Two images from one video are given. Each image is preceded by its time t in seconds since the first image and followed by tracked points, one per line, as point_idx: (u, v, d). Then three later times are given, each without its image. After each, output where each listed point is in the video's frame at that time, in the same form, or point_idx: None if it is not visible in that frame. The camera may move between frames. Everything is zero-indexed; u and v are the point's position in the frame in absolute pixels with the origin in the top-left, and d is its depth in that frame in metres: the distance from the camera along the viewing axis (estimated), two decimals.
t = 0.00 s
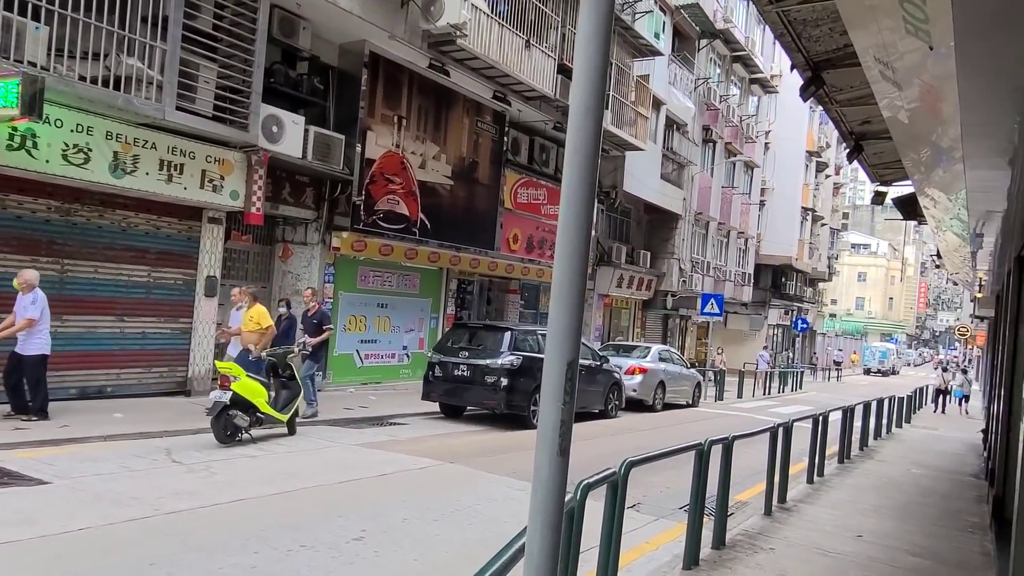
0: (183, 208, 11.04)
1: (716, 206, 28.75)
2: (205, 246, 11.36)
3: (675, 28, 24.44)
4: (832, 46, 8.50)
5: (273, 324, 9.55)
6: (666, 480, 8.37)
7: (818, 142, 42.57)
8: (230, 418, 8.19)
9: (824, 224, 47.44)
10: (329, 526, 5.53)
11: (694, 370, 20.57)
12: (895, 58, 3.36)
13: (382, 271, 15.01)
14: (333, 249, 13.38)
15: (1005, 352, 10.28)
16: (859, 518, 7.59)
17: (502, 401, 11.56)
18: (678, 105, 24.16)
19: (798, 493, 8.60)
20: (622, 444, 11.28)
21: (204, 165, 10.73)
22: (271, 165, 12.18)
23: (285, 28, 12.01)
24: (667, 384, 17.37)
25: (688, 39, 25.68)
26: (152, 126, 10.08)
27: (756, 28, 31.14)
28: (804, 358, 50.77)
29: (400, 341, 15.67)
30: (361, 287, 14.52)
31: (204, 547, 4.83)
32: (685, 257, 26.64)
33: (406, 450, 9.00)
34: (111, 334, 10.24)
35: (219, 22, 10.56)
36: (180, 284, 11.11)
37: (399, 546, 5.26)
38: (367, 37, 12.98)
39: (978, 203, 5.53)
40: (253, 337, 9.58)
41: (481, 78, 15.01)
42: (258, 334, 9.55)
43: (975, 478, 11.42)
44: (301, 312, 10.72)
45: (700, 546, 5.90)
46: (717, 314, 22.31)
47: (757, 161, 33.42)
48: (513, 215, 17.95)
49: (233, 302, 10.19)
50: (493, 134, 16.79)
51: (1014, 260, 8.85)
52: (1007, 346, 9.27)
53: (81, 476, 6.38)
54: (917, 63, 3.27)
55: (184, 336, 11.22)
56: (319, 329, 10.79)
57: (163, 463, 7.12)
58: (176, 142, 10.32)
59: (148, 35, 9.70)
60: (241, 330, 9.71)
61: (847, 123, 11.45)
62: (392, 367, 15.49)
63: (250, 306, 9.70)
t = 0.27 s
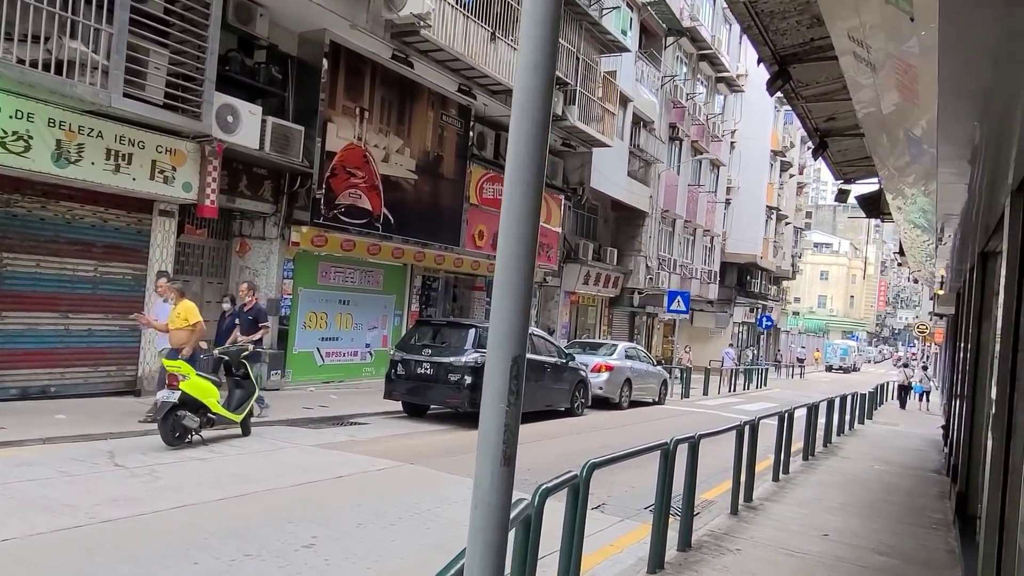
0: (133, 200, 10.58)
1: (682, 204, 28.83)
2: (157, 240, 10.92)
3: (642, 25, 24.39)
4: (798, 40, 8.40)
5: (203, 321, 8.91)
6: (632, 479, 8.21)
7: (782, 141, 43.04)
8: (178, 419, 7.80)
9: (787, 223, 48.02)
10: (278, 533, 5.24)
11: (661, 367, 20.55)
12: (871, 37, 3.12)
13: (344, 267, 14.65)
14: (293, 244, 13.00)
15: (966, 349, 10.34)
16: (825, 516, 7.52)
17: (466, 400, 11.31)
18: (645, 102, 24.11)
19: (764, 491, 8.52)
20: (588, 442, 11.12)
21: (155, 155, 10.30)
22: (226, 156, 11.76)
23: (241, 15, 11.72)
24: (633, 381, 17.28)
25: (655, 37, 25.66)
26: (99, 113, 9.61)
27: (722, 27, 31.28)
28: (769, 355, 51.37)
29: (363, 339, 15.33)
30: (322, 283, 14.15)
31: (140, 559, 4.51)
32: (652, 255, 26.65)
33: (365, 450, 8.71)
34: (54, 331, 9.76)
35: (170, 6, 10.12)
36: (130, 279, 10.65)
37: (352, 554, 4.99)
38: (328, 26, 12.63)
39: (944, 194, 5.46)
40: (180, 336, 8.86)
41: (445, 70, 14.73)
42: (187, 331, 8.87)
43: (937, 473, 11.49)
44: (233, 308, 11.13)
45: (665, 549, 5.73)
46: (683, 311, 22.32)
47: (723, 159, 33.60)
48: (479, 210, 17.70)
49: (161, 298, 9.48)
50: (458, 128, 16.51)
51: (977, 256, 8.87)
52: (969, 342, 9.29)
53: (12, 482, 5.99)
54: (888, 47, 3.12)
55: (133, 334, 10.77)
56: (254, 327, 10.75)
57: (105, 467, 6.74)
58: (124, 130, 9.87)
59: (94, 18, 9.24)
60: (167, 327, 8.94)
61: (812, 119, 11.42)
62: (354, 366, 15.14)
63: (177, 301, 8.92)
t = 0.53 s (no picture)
0: (93, 194, 10.21)
1: (662, 203, 28.78)
2: (119, 235, 10.55)
3: (621, 22, 24.24)
4: (777, 34, 8.25)
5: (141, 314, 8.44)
6: (608, 482, 8.01)
7: (761, 142, 43.22)
8: (135, 421, 7.51)
9: (766, 223, 48.25)
10: (232, 543, 4.96)
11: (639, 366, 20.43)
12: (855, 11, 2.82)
13: (317, 264, 14.32)
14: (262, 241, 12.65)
15: (944, 348, 10.29)
16: (803, 519, 7.38)
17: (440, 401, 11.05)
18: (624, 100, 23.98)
19: (742, 493, 8.36)
20: (564, 443, 10.91)
21: (116, 147, 9.93)
22: (192, 149, 11.40)
23: (208, 4, 11.43)
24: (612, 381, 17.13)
25: (634, 35, 25.54)
26: (56, 103, 9.22)
27: (701, 26, 31.26)
28: (747, 354, 51.62)
29: (336, 338, 15.01)
30: (293, 281, 13.81)
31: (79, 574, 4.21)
32: (631, 254, 26.55)
33: (334, 453, 8.43)
34: (9, 330, 9.37)
35: None
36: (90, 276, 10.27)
37: (311, 565, 4.73)
38: (299, 17, 12.33)
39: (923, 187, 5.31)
40: (116, 331, 8.36)
41: (420, 64, 14.47)
42: (124, 326, 8.40)
43: (914, 473, 11.44)
44: (179, 305, 9.96)
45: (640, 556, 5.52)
46: (662, 310, 22.22)
47: (702, 158, 33.61)
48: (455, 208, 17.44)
49: (91, 296, 8.78)
50: (435, 124, 16.23)
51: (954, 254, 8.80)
52: (948, 341, 9.22)
53: None
54: (866, 26, 2.95)
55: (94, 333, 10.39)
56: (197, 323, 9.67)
57: (54, 473, 6.41)
58: (83, 121, 9.49)
59: (50, 4, 8.85)
60: (101, 324, 8.49)
61: (790, 116, 11.31)
62: (327, 365, 14.82)
63: (112, 296, 8.55)
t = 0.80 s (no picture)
0: (53, 189, 9.83)
1: (642, 200, 28.66)
2: (81, 232, 10.16)
3: (601, 18, 24.05)
4: (758, 25, 8.07)
5: (73, 320, 8.00)
6: (587, 484, 7.80)
7: (740, 139, 43.31)
8: (92, 426, 7.19)
9: (745, 220, 48.39)
10: (188, 556, 4.68)
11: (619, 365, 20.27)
12: None
13: (290, 262, 13.97)
14: (233, 238, 12.32)
15: (925, 344, 10.21)
16: (786, 520, 7.22)
17: (416, 401, 10.78)
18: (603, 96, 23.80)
19: (723, 493, 8.21)
20: (543, 443, 10.71)
21: (77, 141, 9.56)
22: (158, 143, 11.05)
23: None
24: (592, 379, 16.95)
25: (614, 30, 25.35)
26: (11, 94, 8.84)
27: (680, 23, 31.17)
28: (727, 351, 51.76)
29: (311, 338, 14.68)
30: (266, 279, 13.47)
31: None
32: (612, 251, 26.40)
33: (304, 457, 8.14)
34: None
35: None
36: (50, 275, 9.88)
37: None
38: (269, 8, 11.92)
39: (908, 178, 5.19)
40: (43, 336, 7.86)
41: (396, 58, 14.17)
42: (52, 330, 7.91)
43: (895, 470, 11.35)
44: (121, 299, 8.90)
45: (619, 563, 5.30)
46: (643, 308, 22.09)
47: (682, 156, 33.56)
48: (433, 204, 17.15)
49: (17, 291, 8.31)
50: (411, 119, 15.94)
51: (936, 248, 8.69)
52: (929, 336, 9.13)
53: None
54: None
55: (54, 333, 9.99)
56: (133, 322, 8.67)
57: (3, 482, 6.07)
58: (41, 113, 9.12)
59: None
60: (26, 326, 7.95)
61: (771, 110, 11.16)
62: (301, 366, 14.49)
63: (41, 296, 8.00)
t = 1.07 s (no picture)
0: (12, 180, 9.42)
1: (622, 198, 28.55)
2: (42, 225, 9.76)
3: (581, 15, 23.87)
4: (741, 17, 7.90)
5: None
6: (566, 486, 7.60)
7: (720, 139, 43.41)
8: (48, 428, 6.84)
9: (725, 220, 48.55)
10: (142, 568, 4.40)
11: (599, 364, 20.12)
12: None
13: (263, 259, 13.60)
14: (202, 233, 12.06)
15: (906, 343, 10.14)
16: (769, 522, 7.06)
17: (391, 401, 10.51)
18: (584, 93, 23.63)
19: (704, 494, 8.05)
20: (522, 444, 10.50)
21: (37, 130, 9.17)
22: (124, 134, 10.68)
23: None
24: (571, 379, 16.77)
25: (595, 27, 25.19)
26: None
27: (661, 21, 31.09)
28: (706, 350, 51.92)
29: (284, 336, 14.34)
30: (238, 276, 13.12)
31: None
32: (592, 250, 26.26)
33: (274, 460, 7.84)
34: None
35: None
36: (8, 270, 9.48)
37: None
38: None
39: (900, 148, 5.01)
40: None
41: (373, 50, 13.88)
42: None
43: (875, 470, 11.29)
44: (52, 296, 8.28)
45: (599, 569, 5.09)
46: (623, 306, 21.96)
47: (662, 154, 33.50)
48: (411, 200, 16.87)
49: None
50: (389, 114, 15.65)
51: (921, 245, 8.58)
52: (911, 334, 9.03)
53: None
54: None
55: (14, 331, 9.59)
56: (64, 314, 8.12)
57: None
58: None
59: None
60: None
61: (752, 106, 11.03)
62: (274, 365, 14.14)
63: None
